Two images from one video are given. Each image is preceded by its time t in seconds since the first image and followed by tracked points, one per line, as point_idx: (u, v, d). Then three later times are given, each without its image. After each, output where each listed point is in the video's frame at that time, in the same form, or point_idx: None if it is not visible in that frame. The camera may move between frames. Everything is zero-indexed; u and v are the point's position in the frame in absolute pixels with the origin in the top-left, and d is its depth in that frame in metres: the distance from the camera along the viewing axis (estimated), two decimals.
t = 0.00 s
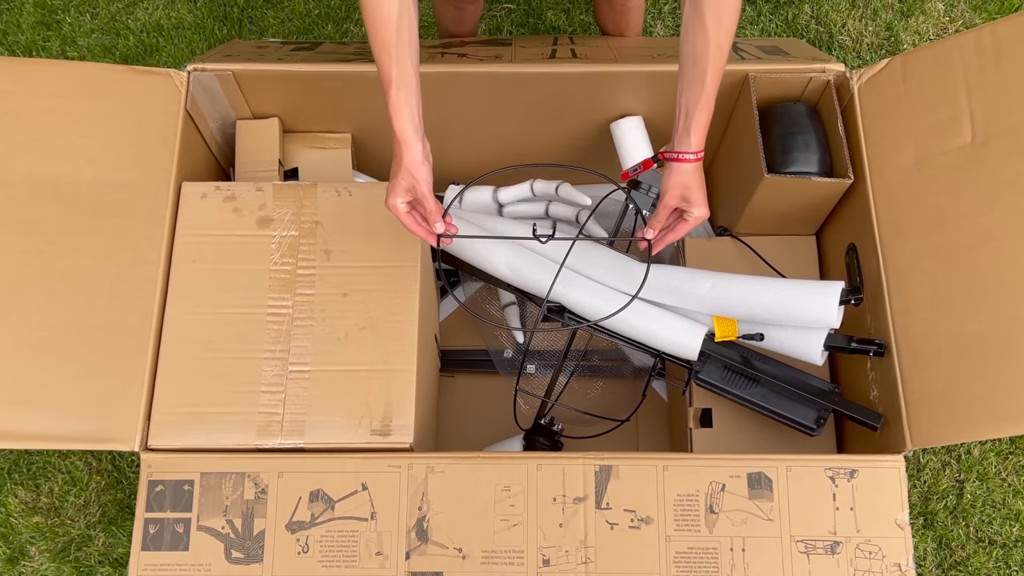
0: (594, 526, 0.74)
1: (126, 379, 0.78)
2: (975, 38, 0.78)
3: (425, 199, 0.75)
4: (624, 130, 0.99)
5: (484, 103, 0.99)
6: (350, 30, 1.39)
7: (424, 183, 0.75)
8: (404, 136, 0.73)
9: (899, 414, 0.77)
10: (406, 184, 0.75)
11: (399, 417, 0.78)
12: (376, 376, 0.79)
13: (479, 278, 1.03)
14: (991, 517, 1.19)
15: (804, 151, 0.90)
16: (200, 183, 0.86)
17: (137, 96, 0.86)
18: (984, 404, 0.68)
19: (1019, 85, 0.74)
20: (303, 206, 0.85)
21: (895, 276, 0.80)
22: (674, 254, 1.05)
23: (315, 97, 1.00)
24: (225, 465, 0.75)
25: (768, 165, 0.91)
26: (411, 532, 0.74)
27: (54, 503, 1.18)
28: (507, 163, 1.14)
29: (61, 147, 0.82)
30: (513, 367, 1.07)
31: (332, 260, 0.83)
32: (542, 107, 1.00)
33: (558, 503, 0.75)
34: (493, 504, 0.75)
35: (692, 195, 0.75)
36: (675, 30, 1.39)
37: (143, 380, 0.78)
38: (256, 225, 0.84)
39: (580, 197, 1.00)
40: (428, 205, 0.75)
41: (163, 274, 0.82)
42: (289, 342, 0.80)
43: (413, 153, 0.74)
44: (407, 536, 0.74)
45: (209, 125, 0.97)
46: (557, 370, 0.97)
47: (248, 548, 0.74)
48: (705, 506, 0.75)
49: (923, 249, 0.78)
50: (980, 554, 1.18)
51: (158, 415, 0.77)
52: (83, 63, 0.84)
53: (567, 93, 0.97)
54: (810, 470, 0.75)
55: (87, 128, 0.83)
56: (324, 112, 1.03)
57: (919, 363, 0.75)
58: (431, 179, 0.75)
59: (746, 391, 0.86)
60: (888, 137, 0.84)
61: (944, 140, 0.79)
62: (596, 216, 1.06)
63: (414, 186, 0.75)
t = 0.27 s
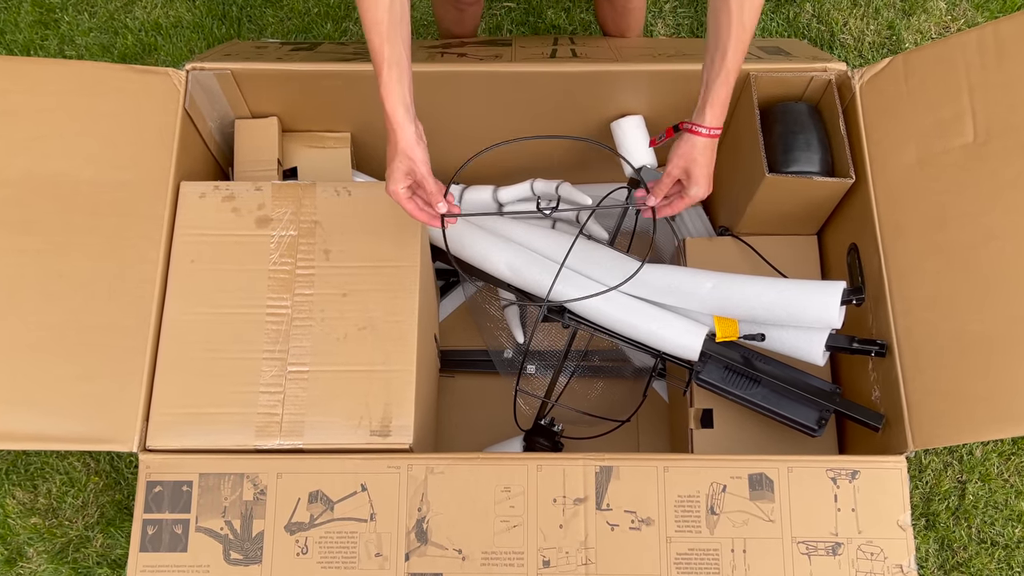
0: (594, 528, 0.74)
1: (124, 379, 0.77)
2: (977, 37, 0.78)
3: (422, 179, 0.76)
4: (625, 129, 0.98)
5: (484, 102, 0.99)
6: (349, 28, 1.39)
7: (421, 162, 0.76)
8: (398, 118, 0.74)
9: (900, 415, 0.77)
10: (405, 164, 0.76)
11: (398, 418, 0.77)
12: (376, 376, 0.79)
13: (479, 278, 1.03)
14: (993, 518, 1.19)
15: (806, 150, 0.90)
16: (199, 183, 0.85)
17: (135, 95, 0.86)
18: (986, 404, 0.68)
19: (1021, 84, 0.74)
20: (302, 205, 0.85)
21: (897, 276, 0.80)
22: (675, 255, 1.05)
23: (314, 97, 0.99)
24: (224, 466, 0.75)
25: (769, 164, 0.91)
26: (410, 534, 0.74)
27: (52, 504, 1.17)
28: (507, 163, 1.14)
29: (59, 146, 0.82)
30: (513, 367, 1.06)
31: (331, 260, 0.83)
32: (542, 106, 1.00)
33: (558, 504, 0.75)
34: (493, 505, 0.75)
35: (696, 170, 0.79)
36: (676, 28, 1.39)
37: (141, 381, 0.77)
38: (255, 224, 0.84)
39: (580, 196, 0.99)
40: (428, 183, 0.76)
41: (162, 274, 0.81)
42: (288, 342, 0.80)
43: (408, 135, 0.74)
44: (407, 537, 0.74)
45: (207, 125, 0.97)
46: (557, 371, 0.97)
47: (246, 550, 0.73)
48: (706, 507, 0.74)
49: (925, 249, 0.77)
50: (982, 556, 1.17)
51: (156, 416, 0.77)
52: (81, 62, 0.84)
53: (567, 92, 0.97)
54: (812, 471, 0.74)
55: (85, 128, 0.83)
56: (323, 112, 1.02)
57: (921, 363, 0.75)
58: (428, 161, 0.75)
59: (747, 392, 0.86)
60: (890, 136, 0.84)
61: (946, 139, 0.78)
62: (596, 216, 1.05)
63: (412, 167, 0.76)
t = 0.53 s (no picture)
0: (595, 529, 0.74)
1: (122, 379, 0.77)
2: (979, 36, 0.78)
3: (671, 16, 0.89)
4: (626, 129, 0.98)
5: (484, 101, 0.98)
6: (349, 27, 1.38)
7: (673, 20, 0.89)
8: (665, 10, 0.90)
9: (902, 415, 0.76)
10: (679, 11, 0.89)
11: (398, 419, 0.77)
12: (375, 377, 0.78)
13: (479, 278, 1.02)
14: (995, 520, 1.19)
15: (806, 150, 0.89)
16: (197, 182, 0.85)
17: (134, 94, 0.86)
18: (987, 404, 0.68)
19: None
20: (301, 205, 0.84)
21: (898, 276, 0.79)
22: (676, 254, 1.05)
23: (313, 96, 0.99)
24: (223, 466, 0.75)
25: (770, 164, 0.91)
26: (410, 534, 0.74)
27: (50, 505, 1.17)
28: (507, 162, 1.13)
29: (57, 145, 0.82)
30: (513, 367, 1.06)
31: (330, 260, 0.82)
32: (542, 105, 0.99)
33: (558, 505, 0.74)
34: (493, 506, 0.74)
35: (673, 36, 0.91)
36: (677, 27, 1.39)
37: (139, 382, 0.77)
38: (254, 224, 0.83)
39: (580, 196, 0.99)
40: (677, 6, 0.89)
41: (160, 274, 0.81)
42: (287, 342, 0.79)
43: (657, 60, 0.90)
44: (407, 538, 0.74)
45: (206, 124, 0.96)
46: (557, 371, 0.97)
47: (245, 551, 0.73)
48: (707, 508, 0.74)
49: (926, 248, 0.77)
50: (984, 557, 1.17)
51: (154, 416, 0.76)
52: (80, 61, 0.84)
53: (567, 91, 0.96)
54: (813, 471, 0.74)
55: (84, 127, 0.83)
56: (323, 111, 1.02)
57: (922, 364, 0.75)
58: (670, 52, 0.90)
59: (748, 392, 0.86)
60: (891, 135, 0.84)
61: (947, 138, 0.78)
62: (596, 216, 1.05)
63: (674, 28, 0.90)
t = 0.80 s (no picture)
0: (595, 527, 0.73)
1: (120, 378, 0.77)
2: (980, 33, 0.78)
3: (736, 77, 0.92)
4: (626, 127, 0.98)
5: (484, 99, 0.98)
6: (348, 26, 1.38)
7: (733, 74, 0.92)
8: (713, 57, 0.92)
9: (904, 413, 0.76)
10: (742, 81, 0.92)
11: (397, 417, 0.77)
12: (375, 375, 0.78)
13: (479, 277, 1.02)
14: (998, 520, 1.18)
15: (807, 146, 0.90)
16: (197, 180, 0.85)
17: (133, 92, 0.85)
18: (990, 402, 0.67)
19: None
20: (300, 203, 0.84)
21: (900, 273, 0.79)
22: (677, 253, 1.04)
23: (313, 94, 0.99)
24: (223, 465, 0.74)
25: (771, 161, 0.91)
26: (410, 533, 0.73)
27: (48, 506, 1.16)
28: (507, 161, 1.13)
29: (57, 143, 0.81)
30: (513, 367, 1.06)
31: (329, 258, 0.82)
32: (542, 103, 0.99)
33: (559, 503, 0.74)
34: (493, 505, 0.74)
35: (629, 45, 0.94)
36: (678, 26, 1.39)
37: (138, 380, 0.77)
38: (253, 222, 0.83)
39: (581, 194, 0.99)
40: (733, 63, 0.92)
41: (159, 272, 0.81)
42: (286, 340, 0.79)
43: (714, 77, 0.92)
44: (407, 537, 0.73)
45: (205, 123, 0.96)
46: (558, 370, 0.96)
47: (245, 549, 0.73)
48: (708, 506, 0.74)
49: (928, 246, 0.77)
50: (987, 558, 1.17)
51: (152, 415, 0.76)
52: (79, 59, 0.84)
53: (567, 89, 0.96)
54: (815, 469, 0.74)
55: (83, 125, 0.83)
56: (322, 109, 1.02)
57: (924, 361, 0.74)
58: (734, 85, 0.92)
59: (749, 390, 0.85)
60: (892, 132, 0.84)
61: (948, 136, 0.78)
62: (596, 214, 1.05)
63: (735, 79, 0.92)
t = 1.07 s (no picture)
0: (596, 528, 0.73)
1: (118, 378, 0.76)
2: (982, 32, 0.77)
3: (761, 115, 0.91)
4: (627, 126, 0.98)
5: (484, 98, 0.98)
6: (347, 25, 1.38)
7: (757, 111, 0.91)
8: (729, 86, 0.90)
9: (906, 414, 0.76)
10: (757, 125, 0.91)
11: (397, 418, 0.76)
12: (375, 376, 0.78)
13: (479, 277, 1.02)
14: (1000, 522, 1.18)
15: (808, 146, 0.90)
16: (195, 180, 0.85)
17: (132, 92, 0.85)
18: (993, 404, 0.67)
19: None
20: (299, 203, 0.84)
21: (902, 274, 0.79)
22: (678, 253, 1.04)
23: (312, 94, 0.98)
24: (222, 466, 0.74)
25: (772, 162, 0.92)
26: (409, 535, 0.73)
27: (46, 507, 1.16)
28: (507, 160, 1.13)
29: (55, 143, 0.81)
30: (513, 368, 1.06)
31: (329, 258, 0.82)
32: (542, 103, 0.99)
33: (559, 504, 0.74)
34: (493, 506, 0.74)
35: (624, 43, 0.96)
36: (678, 25, 1.38)
37: (136, 381, 0.76)
38: (252, 222, 0.83)
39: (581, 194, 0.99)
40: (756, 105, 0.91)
41: (158, 273, 0.80)
42: (286, 341, 0.79)
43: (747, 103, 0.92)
44: (406, 539, 0.73)
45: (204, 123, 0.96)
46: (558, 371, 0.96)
47: (244, 551, 0.73)
48: (709, 507, 0.73)
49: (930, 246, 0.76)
50: (989, 559, 1.17)
51: (151, 416, 0.76)
52: (77, 58, 0.83)
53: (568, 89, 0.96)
54: (817, 471, 0.73)
55: (81, 124, 0.82)
56: (321, 109, 1.02)
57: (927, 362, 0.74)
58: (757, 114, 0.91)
59: (750, 391, 0.85)
60: (894, 132, 0.83)
61: (950, 136, 0.78)
62: (597, 214, 1.05)
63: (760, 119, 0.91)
